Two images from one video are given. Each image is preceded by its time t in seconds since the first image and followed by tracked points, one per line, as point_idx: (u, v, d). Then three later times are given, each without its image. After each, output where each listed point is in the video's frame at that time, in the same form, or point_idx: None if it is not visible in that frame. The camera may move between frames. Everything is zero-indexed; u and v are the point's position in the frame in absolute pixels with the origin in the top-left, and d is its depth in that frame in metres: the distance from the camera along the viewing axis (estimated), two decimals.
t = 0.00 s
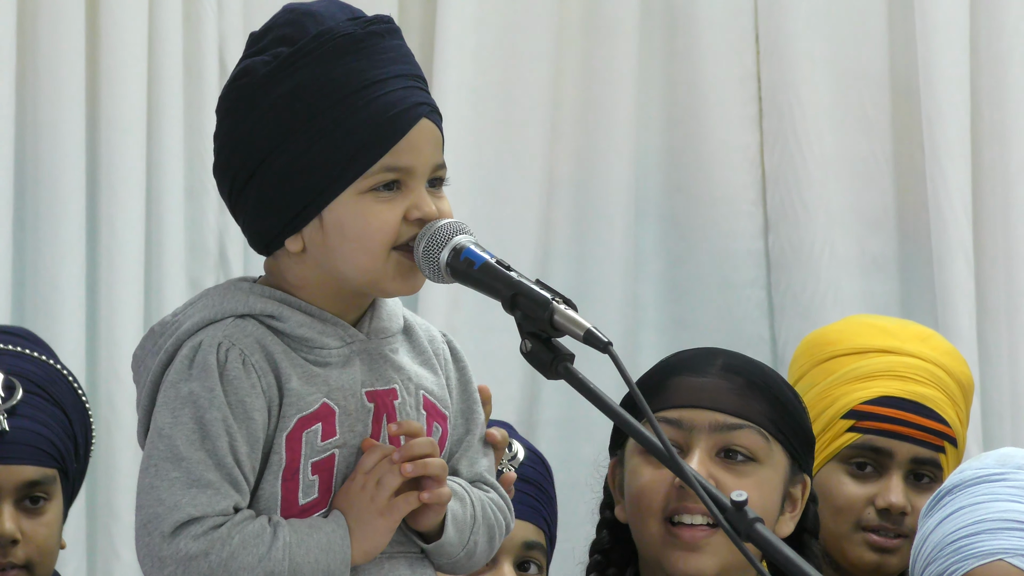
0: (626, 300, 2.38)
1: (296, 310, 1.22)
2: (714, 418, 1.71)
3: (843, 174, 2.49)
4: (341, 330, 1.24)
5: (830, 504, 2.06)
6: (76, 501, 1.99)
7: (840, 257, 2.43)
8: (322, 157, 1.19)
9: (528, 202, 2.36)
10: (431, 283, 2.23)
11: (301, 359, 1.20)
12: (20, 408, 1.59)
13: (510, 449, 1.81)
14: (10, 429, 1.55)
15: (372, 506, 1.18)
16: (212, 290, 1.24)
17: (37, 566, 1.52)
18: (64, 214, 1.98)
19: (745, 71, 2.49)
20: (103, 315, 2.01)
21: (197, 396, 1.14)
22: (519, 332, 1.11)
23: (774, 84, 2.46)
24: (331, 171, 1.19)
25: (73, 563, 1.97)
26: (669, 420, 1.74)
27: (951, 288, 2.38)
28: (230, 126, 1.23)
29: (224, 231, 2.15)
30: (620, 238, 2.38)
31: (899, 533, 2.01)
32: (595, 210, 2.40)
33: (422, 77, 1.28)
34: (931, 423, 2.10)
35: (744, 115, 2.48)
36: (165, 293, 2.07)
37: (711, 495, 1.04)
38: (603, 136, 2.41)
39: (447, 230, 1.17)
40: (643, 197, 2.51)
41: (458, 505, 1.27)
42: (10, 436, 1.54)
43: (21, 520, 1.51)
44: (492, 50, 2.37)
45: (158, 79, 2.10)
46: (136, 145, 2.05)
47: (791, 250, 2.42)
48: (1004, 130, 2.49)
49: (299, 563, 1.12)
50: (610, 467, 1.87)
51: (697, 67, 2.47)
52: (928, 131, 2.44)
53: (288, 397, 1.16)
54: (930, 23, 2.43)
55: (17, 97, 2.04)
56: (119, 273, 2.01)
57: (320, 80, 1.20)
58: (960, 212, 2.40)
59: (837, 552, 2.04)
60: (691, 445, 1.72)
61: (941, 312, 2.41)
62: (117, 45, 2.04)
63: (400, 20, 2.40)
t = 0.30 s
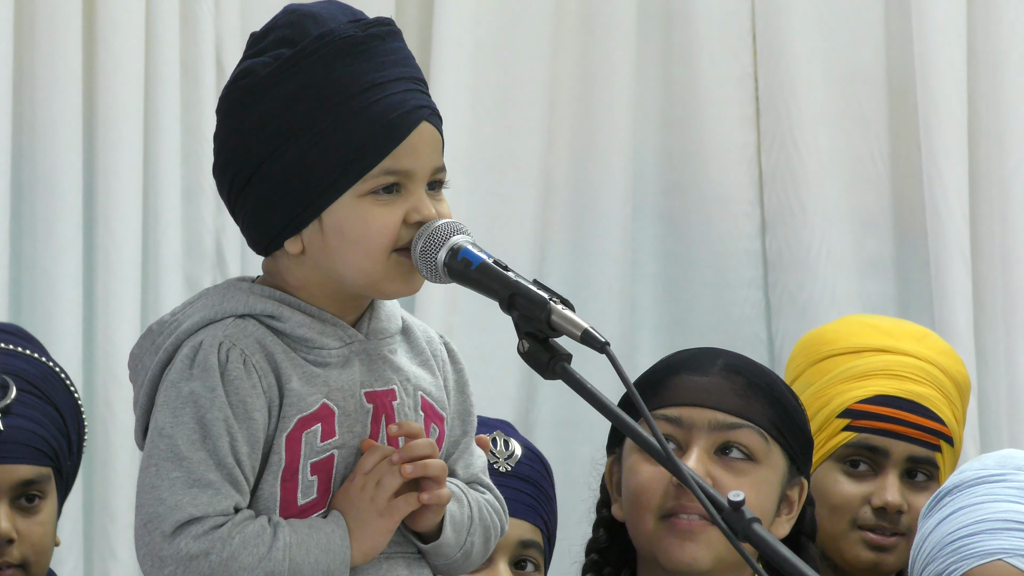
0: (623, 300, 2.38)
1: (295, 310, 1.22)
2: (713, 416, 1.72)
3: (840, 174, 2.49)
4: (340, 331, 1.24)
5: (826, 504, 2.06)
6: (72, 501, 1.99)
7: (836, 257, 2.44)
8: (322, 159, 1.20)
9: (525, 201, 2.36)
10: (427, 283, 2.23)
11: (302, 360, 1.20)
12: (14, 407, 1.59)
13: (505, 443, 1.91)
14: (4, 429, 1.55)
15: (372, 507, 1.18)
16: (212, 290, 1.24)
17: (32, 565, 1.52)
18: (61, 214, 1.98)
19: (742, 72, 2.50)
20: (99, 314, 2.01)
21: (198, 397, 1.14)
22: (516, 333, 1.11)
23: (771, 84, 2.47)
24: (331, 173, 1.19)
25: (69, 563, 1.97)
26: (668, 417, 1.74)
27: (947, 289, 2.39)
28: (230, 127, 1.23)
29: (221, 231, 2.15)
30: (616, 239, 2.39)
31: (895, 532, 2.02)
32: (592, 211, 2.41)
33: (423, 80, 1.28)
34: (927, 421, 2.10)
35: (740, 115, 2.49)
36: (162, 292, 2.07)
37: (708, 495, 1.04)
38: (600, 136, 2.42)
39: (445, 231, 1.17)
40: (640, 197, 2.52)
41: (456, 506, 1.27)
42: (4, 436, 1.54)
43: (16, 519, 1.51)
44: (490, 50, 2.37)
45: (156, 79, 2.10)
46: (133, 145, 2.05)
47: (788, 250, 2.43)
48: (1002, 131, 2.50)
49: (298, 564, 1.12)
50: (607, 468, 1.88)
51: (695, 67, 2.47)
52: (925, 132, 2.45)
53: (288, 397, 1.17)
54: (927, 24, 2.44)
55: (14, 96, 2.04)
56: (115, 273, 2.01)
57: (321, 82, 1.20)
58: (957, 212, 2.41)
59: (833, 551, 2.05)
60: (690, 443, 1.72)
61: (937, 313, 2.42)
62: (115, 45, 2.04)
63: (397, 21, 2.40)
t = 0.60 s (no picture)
0: (620, 300, 2.38)
1: (295, 312, 1.22)
2: (682, 406, 1.78)
3: (838, 174, 2.49)
4: (341, 332, 1.24)
5: (821, 503, 2.06)
6: (70, 501, 1.98)
7: (835, 257, 2.44)
8: (315, 157, 1.19)
9: (523, 201, 2.36)
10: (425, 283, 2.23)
11: (300, 361, 1.20)
12: (15, 406, 1.59)
13: (501, 446, 1.89)
14: (5, 429, 1.54)
15: (368, 508, 1.18)
16: (213, 292, 1.24)
17: (33, 564, 1.51)
18: (59, 214, 1.98)
19: (740, 72, 2.49)
20: (97, 314, 2.00)
21: (194, 399, 1.14)
22: (514, 333, 1.11)
23: (769, 84, 2.46)
24: (325, 171, 1.19)
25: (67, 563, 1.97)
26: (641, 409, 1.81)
27: (945, 289, 2.39)
28: (225, 129, 1.23)
29: (218, 231, 2.14)
30: (614, 239, 2.39)
31: (890, 531, 2.01)
32: (590, 211, 2.40)
33: (417, 76, 1.27)
34: (920, 419, 2.10)
35: (738, 115, 2.48)
36: (160, 292, 2.07)
37: (706, 495, 1.04)
38: (598, 136, 2.42)
39: (441, 230, 1.17)
40: (638, 198, 2.51)
41: (456, 507, 1.27)
42: (6, 434, 1.54)
43: (18, 518, 1.51)
44: (487, 50, 2.37)
45: (152, 79, 2.10)
46: (130, 145, 2.04)
47: (786, 250, 2.43)
48: (999, 130, 2.49)
49: (293, 566, 1.12)
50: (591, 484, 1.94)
51: (692, 67, 2.47)
52: (922, 132, 2.44)
53: (285, 399, 1.16)
54: (925, 24, 2.43)
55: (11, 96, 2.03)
56: (113, 273, 2.00)
57: (313, 80, 1.20)
58: (954, 212, 2.40)
59: (830, 552, 2.05)
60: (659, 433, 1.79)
61: (936, 313, 2.42)
62: (112, 45, 2.04)
63: (394, 21, 2.40)
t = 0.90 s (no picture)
0: (618, 299, 2.38)
1: (300, 316, 1.22)
2: (658, 407, 1.80)
3: (835, 174, 2.49)
4: (346, 335, 1.24)
5: (815, 502, 2.07)
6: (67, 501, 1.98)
7: (831, 257, 2.44)
8: (315, 159, 1.19)
9: (520, 201, 2.36)
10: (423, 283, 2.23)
11: (303, 365, 1.20)
12: (16, 407, 1.58)
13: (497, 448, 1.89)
14: (6, 429, 1.54)
15: (369, 512, 1.18)
16: (220, 295, 1.24)
17: (32, 565, 1.52)
18: (56, 213, 1.98)
19: (737, 71, 2.49)
20: (94, 314, 2.00)
21: (195, 403, 1.14)
22: (512, 332, 1.11)
23: (766, 84, 2.47)
24: (323, 174, 1.19)
25: (65, 564, 1.97)
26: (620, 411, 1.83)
27: (941, 289, 2.39)
28: (224, 135, 1.23)
29: (216, 231, 2.14)
30: (612, 238, 2.39)
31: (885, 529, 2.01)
32: (587, 210, 2.40)
33: (414, 75, 1.27)
34: (913, 417, 2.10)
35: (735, 115, 2.49)
36: (158, 292, 2.07)
37: (704, 495, 1.04)
38: (595, 136, 2.42)
39: (440, 230, 1.17)
40: (635, 197, 2.51)
41: (462, 510, 1.26)
42: (8, 435, 1.54)
43: (18, 519, 1.51)
44: (485, 49, 2.37)
45: (150, 79, 2.10)
46: (128, 144, 2.04)
47: (783, 249, 2.43)
48: (996, 131, 2.50)
49: (294, 570, 1.13)
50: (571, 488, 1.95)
51: (690, 67, 2.47)
52: (919, 132, 2.45)
53: (287, 403, 1.16)
54: (922, 24, 2.44)
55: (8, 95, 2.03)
56: (111, 273, 2.00)
57: (309, 83, 1.20)
58: (951, 212, 2.41)
59: (826, 551, 2.05)
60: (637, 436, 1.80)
61: (932, 313, 2.42)
62: (110, 44, 2.03)
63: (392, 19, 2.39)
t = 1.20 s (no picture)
0: (616, 299, 2.38)
1: (297, 315, 1.22)
2: (657, 414, 1.80)
3: (834, 174, 2.50)
4: (343, 334, 1.24)
5: (813, 502, 2.07)
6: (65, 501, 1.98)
7: (830, 257, 2.44)
8: (311, 160, 1.19)
9: (519, 201, 2.36)
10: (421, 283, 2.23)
11: (301, 365, 1.20)
12: (15, 408, 1.58)
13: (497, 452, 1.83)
14: (5, 429, 1.54)
15: (368, 512, 1.18)
16: (217, 294, 1.24)
17: (31, 565, 1.52)
18: (54, 214, 1.98)
19: (736, 71, 2.50)
20: (92, 314, 2.00)
21: (194, 403, 1.14)
22: (510, 332, 1.11)
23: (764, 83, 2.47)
24: (320, 175, 1.19)
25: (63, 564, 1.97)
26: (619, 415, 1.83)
27: (939, 289, 2.40)
28: (221, 135, 1.23)
29: (214, 231, 2.14)
30: (610, 239, 2.39)
31: (883, 528, 2.02)
32: (585, 211, 2.41)
33: (410, 74, 1.27)
34: (911, 416, 2.11)
35: (734, 115, 2.49)
36: (156, 293, 2.07)
37: (701, 495, 1.04)
38: (594, 136, 2.42)
39: (437, 230, 1.17)
40: (633, 198, 2.52)
41: (460, 510, 1.27)
42: (7, 435, 1.54)
43: (16, 519, 1.51)
44: (483, 49, 2.37)
45: (148, 79, 2.10)
46: (126, 144, 2.04)
47: (781, 249, 2.43)
48: (995, 130, 2.50)
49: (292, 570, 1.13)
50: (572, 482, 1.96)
51: (688, 67, 2.47)
52: (918, 132, 2.45)
53: (286, 403, 1.16)
54: (921, 24, 2.44)
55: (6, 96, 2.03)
56: (109, 273, 2.00)
57: (305, 84, 1.20)
58: (949, 212, 2.41)
59: (823, 550, 2.05)
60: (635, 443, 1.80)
61: (931, 313, 2.43)
62: (108, 44, 2.03)
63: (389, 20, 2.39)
